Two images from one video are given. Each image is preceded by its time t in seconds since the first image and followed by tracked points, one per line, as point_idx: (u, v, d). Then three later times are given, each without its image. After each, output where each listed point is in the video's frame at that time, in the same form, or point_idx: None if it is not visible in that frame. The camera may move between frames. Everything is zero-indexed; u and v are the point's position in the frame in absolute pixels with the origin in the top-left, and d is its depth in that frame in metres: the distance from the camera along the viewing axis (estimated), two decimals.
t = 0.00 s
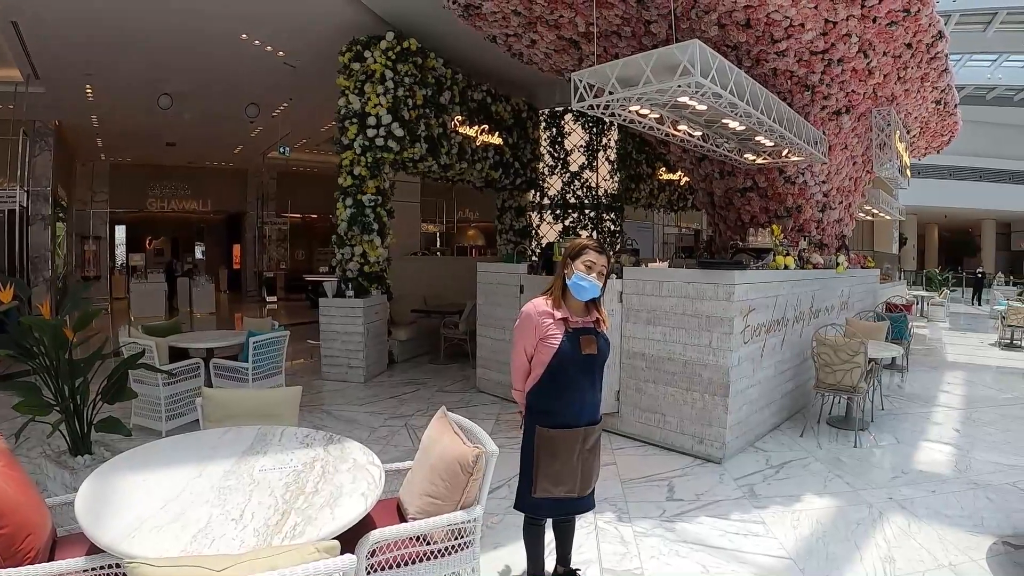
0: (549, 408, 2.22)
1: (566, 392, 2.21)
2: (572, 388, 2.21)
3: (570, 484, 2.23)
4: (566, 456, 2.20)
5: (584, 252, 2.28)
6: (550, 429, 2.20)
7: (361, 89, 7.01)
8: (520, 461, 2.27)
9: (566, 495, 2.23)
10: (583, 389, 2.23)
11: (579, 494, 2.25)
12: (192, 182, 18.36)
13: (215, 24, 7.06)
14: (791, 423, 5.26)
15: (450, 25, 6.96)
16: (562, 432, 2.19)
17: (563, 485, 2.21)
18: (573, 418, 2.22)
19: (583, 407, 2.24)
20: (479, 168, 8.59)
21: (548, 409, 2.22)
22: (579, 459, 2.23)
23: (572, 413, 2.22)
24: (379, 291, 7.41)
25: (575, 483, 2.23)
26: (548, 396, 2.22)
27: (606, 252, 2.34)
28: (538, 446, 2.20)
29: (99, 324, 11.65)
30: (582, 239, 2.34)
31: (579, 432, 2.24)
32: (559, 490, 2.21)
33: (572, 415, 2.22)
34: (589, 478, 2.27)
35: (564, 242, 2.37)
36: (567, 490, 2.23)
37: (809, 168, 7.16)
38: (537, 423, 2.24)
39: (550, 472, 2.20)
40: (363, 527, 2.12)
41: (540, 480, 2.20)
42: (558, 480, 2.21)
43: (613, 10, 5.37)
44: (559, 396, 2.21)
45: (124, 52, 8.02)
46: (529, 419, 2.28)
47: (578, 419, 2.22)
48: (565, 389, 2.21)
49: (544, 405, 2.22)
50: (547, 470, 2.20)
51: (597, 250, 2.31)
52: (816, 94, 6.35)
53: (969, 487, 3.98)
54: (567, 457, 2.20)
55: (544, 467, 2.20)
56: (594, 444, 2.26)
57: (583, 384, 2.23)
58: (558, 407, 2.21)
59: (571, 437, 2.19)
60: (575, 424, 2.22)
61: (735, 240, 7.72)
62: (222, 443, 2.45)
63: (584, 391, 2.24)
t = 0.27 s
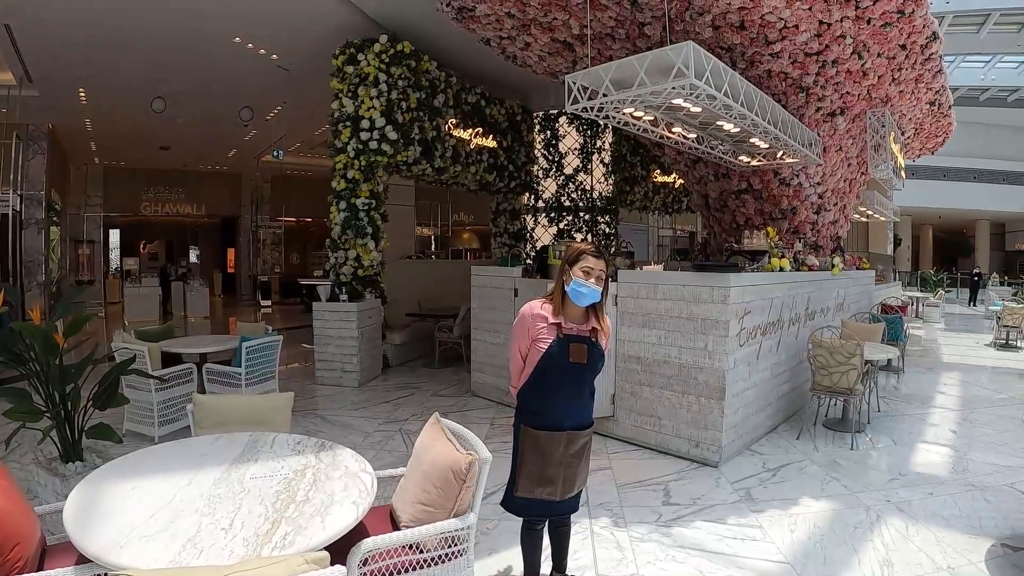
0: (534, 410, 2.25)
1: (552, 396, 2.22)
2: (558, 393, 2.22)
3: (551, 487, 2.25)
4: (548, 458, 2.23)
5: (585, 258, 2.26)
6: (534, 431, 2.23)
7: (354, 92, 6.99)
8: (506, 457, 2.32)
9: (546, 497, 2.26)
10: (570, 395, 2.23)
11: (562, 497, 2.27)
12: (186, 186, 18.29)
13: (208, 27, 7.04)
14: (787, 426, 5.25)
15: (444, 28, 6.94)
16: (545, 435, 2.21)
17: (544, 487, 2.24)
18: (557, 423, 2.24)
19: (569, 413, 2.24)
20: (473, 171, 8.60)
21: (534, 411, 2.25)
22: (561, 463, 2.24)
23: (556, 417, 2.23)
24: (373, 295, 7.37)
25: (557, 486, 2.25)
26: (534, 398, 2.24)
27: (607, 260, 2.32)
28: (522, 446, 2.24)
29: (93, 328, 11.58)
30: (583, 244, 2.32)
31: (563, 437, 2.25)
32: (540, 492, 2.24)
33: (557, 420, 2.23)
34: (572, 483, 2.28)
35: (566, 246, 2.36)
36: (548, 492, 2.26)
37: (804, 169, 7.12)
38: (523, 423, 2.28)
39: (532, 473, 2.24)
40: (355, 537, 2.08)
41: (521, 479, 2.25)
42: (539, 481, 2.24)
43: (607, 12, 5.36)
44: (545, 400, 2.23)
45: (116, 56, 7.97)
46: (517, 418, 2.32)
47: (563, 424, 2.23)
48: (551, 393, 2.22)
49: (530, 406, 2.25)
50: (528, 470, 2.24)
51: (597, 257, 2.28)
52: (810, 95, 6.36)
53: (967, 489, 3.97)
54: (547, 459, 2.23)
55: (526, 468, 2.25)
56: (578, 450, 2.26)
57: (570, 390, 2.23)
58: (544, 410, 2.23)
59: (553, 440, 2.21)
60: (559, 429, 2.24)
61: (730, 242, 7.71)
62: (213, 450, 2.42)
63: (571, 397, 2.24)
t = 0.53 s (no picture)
0: (522, 413, 2.22)
1: (539, 399, 2.19)
2: (545, 396, 2.18)
3: (539, 492, 2.20)
4: (535, 463, 2.18)
5: (569, 258, 2.22)
6: (521, 434, 2.20)
7: (350, 94, 6.94)
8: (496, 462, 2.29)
9: (535, 502, 2.21)
10: (558, 398, 2.19)
11: (551, 503, 2.22)
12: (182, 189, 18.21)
13: (202, 28, 6.98)
14: (788, 429, 5.19)
15: (440, 29, 6.89)
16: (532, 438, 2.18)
17: (532, 492, 2.20)
18: (545, 426, 2.20)
19: (557, 417, 2.20)
20: (470, 173, 8.56)
21: (522, 414, 2.22)
22: (550, 469, 2.19)
23: (544, 421, 2.19)
24: (368, 298, 7.30)
25: (545, 492, 2.20)
26: (522, 401, 2.21)
27: (594, 259, 2.27)
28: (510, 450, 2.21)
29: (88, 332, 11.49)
30: (569, 244, 2.28)
31: (552, 441, 2.20)
32: (528, 497, 2.20)
33: (544, 423, 2.19)
34: (562, 489, 2.23)
35: (551, 247, 2.33)
36: (537, 498, 2.21)
37: (802, 170, 7.08)
38: (511, 426, 2.25)
39: (520, 477, 2.20)
40: (343, 548, 2.01)
41: (509, 483, 2.21)
42: (527, 486, 2.20)
43: (604, 11, 5.31)
44: (531, 403, 2.19)
45: (110, 57, 7.91)
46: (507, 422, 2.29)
47: (550, 428, 2.19)
48: (538, 397, 2.18)
49: (518, 409, 2.23)
50: (516, 473, 2.21)
51: (583, 256, 2.24)
52: (809, 95, 6.32)
53: (971, 493, 3.91)
54: (535, 464, 2.19)
55: (513, 471, 2.21)
56: (568, 455, 2.21)
57: (558, 393, 2.19)
58: (531, 413, 2.20)
59: (540, 444, 2.17)
60: (547, 432, 2.19)
61: (729, 243, 7.65)
62: (198, 457, 2.35)
63: (559, 401, 2.19)
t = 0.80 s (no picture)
0: (499, 422, 2.19)
1: (514, 408, 2.15)
2: (521, 404, 2.15)
3: (520, 501, 2.16)
4: (513, 472, 2.16)
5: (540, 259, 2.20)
6: (498, 443, 2.18)
7: (347, 96, 6.87)
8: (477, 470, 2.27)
9: (516, 513, 2.17)
10: (534, 407, 2.15)
11: (534, 514, 2.17)
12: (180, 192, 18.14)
13: (198, 30, 6.92)
14: (791, 436, 5.10)
15: (438, 30, 6.83)
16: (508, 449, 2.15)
17: (512, 501, 2.17)
18: (522, 436, 2.16)
19: (534, 426, 2.16)
20: (468, 176, 8.51)
21: (498, 422, 2.19)
22: (529, 478, 2.16)
23: (520, 430, 2.16)
24: (365, 302, 7.22)
25: (526, 502, 2.16)
26: (498, 409, 2.19)
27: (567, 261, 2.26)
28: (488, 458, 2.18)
29: (84, 336, 11.41)
30: (543, 247, 2.27)
31: (529, 452, 2.16)
32: (508, 506, 2.17)
33: (521, 431, 2.16)
34: (544, 499, 2.17)
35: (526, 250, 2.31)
36: (518, 506, 2.17)
37: (805, 173, 7.00)
38: (489, 435, 2.23)
39: (498, 486, 2.18)
40: (330, 563, 1.93)
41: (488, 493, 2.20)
42: (506, 496, 2.17)
43: (603, 11, 5.25)
44: (507, 411, 2.16)
45: (106, 60, 7.85)
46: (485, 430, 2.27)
47: (527, 437, 2.15)
48: (512, 405, 2.15)
49: (495, 418, 2.20)
50: (495, 483, 2.19)
51: (556, 259, 2.23)
52: (811, 96, 6.25)
53: (979, 500, 3.81)
54: (514, 472, 2.15)
55: (493, 481, 2.19)
56: (546, 464, 2.16)
57: (533, 402, 2.15)
58: (507, 422, 2.17)
59: (516, 454, 2.15)
60: (523, 441, 2.16)
61: (730, 246, 7.57)
62: (182, 467, 2.26)
63: (535, 408, 2.16)
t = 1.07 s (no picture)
0: (470, 430, 2.21)
1: (483, 415, 2.19)
2: (491, 413, 2.18)
3: (495, 507, 2.16)
4: (485, 478, 2.17)
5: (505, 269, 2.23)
6: (470, 451, 2.20)
7: (342, 99, 6.81)
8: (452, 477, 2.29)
9: (494, 520, 2.17)
10: (503, 413, 2.18)
11: (511, 520, 2.16)
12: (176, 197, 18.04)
13: (191, 34, 6.86)
14: (791, 442, 5.03)
15: (433, 33, 6.78)
16: (480, 455, 2.17)
17: (488, 509, 2.16)
18: (492, 442, 2.18)
19: (504, 432, 2.18)
20: (464, 180, 8.45)
21: (470, 430, 2.22)
22: (502, 483, 2.16)
23: (491, 436, 2.18)
24: (360, 308, 7.15)
25: (502, 508, 2.16)
26: (468, 418, 2.22)
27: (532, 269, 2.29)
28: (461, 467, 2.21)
29: (79, 341, 11.29)
30: (509, 255, 2.30)
31: (501, 457, 2.18)
32: (484, 512, 2.17)
33: (492, 440, 2.18)
34: (520, 505, 2.16)
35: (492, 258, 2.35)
36: (494, 512, 2.16)
37: (803, 176, 7.00)
38: (462, 444, 2.25)
39: (473, 494, 2.18)
40: None
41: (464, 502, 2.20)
42: (482, 503, 2.17)
43: (600, 14, 5.20)
44: (477, 419, 2.20)
45: (99, 64, 7.79)
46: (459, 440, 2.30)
47: (498, 442, 2.17)
48: (482, 413, 2.19)
49: (466, 426, 2.23)
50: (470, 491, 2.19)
51: (521, 268, 2.26)
52: (810, 98, 6.21)
53: (984, 507, 3.75)
54: (487, 479, 2.16)
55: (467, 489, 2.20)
56: (519, 469, 2.17)
57: (501, 409, 2.18)
58: (477, 429, 2.20)
59: (487, 459, 2.16)
60: (494, 447, 2.17)
61: (730, 250, 7.50)
62: (165, 479, 2.17)
63: (504, 416, 2.19)
